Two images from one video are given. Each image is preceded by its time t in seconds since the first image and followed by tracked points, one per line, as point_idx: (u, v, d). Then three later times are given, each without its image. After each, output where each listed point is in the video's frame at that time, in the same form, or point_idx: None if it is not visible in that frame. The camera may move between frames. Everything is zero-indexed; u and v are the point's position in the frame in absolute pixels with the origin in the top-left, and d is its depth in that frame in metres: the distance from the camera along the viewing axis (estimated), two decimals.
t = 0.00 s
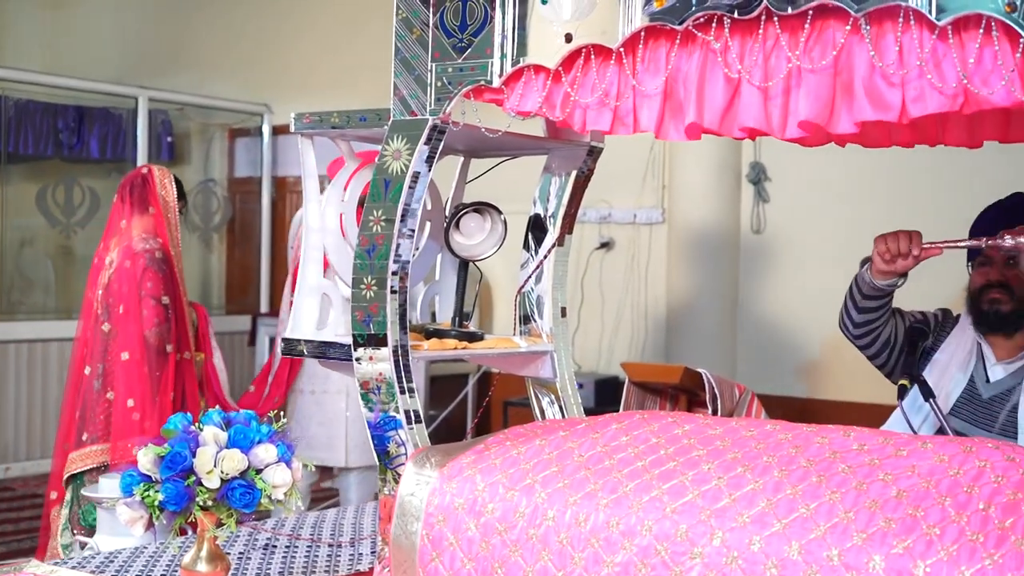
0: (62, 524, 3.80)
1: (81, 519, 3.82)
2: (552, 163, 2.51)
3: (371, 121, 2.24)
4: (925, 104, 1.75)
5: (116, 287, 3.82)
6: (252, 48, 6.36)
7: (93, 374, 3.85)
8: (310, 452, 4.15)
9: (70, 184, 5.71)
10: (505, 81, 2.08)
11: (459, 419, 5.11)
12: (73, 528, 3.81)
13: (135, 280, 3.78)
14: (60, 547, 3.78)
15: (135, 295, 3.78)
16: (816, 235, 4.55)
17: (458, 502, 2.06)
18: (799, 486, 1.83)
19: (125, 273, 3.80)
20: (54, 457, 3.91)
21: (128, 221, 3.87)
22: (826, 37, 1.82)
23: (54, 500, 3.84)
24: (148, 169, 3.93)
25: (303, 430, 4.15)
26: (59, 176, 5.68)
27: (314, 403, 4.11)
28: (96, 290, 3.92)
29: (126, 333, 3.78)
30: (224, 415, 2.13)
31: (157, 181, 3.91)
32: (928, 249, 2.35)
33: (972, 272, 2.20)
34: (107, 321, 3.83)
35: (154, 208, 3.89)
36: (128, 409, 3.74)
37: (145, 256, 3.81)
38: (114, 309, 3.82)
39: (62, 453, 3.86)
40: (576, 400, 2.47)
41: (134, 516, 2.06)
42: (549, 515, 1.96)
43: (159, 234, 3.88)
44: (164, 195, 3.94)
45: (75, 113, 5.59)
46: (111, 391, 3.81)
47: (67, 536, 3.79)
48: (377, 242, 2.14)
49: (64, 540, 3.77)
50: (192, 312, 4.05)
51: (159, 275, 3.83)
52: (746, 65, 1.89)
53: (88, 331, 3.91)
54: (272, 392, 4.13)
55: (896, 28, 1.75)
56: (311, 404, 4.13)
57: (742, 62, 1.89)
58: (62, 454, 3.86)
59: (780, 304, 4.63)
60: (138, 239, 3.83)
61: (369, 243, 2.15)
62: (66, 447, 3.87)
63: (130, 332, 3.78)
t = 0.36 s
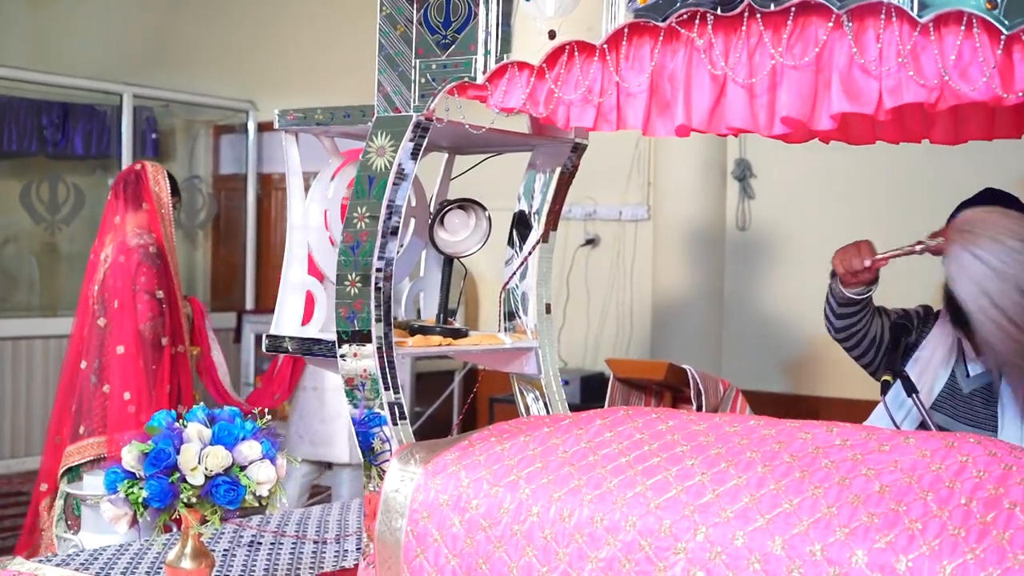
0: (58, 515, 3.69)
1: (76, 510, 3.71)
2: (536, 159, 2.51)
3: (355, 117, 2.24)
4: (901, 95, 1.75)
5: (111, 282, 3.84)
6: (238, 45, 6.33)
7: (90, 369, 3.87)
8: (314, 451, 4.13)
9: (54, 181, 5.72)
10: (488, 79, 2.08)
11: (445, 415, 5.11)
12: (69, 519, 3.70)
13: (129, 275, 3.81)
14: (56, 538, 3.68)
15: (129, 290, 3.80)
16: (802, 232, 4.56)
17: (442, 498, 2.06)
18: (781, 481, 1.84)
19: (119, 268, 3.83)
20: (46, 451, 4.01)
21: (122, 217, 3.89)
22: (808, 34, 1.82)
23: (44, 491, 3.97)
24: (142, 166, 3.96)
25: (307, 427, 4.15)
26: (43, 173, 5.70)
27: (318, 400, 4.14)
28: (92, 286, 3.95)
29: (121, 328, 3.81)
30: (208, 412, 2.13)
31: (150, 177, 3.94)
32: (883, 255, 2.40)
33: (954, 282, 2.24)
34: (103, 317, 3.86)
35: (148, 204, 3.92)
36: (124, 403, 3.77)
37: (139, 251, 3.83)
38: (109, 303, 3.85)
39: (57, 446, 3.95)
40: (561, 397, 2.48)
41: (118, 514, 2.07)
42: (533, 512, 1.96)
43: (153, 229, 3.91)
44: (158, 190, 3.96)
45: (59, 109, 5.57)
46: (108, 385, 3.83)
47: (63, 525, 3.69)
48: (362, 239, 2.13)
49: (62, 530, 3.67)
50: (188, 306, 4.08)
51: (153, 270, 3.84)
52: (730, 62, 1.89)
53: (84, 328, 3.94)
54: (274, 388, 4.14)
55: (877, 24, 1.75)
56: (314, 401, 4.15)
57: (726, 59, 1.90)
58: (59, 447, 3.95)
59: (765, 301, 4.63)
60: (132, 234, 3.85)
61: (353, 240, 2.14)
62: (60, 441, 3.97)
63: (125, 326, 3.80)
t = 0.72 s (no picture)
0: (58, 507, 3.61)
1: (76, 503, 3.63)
2: (523, 155, 2.51)
3: (341, 113, 2.24)
4: (887, 91, 1.75)
5: (107, 277, 4.01)
6: (225, 41, 6.31)
7: (87, 363, 4.00)
8: (315, 448, 4.16)
9: (40, 178, 5.72)
10: (475, 74, 2.07)
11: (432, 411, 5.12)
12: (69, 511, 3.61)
13: (125, 270, 3.97)
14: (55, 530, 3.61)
15: (125, 285, 3.97)
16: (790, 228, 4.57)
17: (429, 494, 2.06)
18: (767, 476, 1.84)
19: (115, 263, 4.00)
20: (42, 444, 4.11)
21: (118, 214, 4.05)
22: (794, 31, 1.82)
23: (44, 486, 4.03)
24: (136, 162, 4.11)
25: (309, 423, 4.18)
26: (30, 170, 5.70)
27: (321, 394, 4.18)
28: (88, 281, 4.09)
29: (117, 322, 3.96)
30: (194, 409, 2.13)
31: (145, 173, 4.10)
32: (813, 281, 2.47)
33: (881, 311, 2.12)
34: (100, 311, 4.01)
35: (141, 199, 4.08)
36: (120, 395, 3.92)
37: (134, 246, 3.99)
38: (105, 298, 4.01)
39: (55, 441, 4.04)
40: (548, 392, 2.48)
41: (105, 510, 2.08)
42: (519, 507, 1.96)
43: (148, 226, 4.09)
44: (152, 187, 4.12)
45: (45, 106, 5.56)
46: (104, 378, 3.97)
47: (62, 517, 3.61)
48: (348, 235, 2.13)
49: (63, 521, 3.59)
50: (182, 301, 4.15)
51: (148, 264, 4.00)
52: (716, 58, 1.89)
53: (81, 323, 4.09)
54: (274, 387, 4.16)
55: (862, 20, 1.76)
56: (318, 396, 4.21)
57: (711, 55, 1.89)
58: (57, 441, 4.05)
59: (753, 298, 4.64)
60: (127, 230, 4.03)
61: (339, 236, 2.14)
62: (58, 435, 4.06)
63: (121, 320, 3.95)
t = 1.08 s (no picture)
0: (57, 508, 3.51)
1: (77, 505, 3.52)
2: (512, 151, 2.51)
3: (329, 110, 2.24)
4: (879, 93, 1.76)
5: (103, 274, 3.94)
6: (214, 38, 6.28)
7: (83, 359, 3.94)
8: (309, 443, 4.16)
9: (28, 175, 5.65)
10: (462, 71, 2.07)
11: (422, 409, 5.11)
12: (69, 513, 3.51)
13: (121, 267, 3.91)
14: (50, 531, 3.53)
15: (121, 281, 3.91)
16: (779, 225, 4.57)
17: (417, 490, 2.06)
18: (755, 472, 1.84)
19: (112, 260, 3.93)
20: (42, 440, 4.07)
21: (115, 211, 3.98)
22: (781, 28, 1.81)
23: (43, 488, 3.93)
24: (134, 160, 4.04)
25: (305, 419, 4.18)
26: (20, 167, 5.62)
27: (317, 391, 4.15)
28: (86, 277, 4.04)
29: (114, 318, 3.90)
30: (182, 406, 2.13)
31: (143, 171, 4.02)
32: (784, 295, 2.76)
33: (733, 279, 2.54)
34: (96, 308, 3.95)
35: (139, 198, 4.03)
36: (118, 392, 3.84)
37: (131, 243, 3.94)
38: (101, 295, 3.95)
39: (53, 437, 4.01)
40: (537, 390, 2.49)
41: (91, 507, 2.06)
42: (508, 504, 1.96)
43: (145, 223, 4.01)
44: (151, 184, 4.04)
45: (33, 103, 5.54)
46: (101, 374, 3.91)
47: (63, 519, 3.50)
48: (336, 232, 2.14)
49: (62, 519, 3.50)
50: (178, 299, 4.12)
51: (144, 261, 3.95)
52: (704, 55, 1.88)
53: (78, 321, 4.03)
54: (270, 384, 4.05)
55: (850, 17, 1.75)
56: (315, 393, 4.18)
57: (698, 52, 1.88)
58: (54, 438, 4.01)
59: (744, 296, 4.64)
60: (124, 227, 3.96)
61: (328, 233, 2.15)
62: (56, 431, 4.03)
63: (117, 316, 3.89)
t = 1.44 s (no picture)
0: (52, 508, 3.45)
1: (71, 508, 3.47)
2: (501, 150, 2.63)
3: (317, 106, 2.25)
4: (871, 92, 1.76)
5: (102, 271, 3.94)
6: (201, 37, 6.24)
7: (83, 357, 3.96)
8: (305, 441, 4.14)
9: (17, 174, 5.66)
10: (451, 67, 2.08)
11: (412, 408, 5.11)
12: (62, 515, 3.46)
13: (120, 264, 3.92)
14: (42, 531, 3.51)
15: (120, 278, 3.91)
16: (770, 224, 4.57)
17: (406, 487, 2.06)
18: (744, 468, 1.84)
19: (111, 258, 3.94)
20: (39, 438, 4.05)
21: (115, 209, 3.97)
22: (769, 24, 1.82)
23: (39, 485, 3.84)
24: (134, 160, 4.05)
25: (302, 417, 4.16)
26: (8, 164, 5.63)
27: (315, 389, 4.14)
28: (84, 275, 4.04)
29: (113, 316, 3.91)
30: (170, 403, 2.12)
31: (143, 170, 4.03)
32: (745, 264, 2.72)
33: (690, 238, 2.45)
34: (95, 306, 3.96)
35: (139, 198, 4.03)
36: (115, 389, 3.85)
37: (130, 241, 3.94)
38: (100, 293, 3.95)
39: (51, 435, 4.00)
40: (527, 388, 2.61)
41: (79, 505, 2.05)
42: (497, 500, 1.96)
43: (145, 221, 4.01)
44: (150, 183, 4.05)
45: (22, 101, 5.54)
46: (102, 372, 3.93)
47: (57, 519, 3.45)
48: (325, 228, 2.14)
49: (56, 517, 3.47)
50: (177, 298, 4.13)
51: (144, 259, 3.96)
52: (695, 52, 1.87)
53: (76, 318, 4.04)
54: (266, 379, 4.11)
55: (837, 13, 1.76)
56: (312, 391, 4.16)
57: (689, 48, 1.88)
58: (52, 437, 4.01)
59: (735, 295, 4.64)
60: (123, 225, 3.95)
61: (316, 229, 2.15)
62: (52, 429, 4.04)
63: (117, 314, 3.90)
